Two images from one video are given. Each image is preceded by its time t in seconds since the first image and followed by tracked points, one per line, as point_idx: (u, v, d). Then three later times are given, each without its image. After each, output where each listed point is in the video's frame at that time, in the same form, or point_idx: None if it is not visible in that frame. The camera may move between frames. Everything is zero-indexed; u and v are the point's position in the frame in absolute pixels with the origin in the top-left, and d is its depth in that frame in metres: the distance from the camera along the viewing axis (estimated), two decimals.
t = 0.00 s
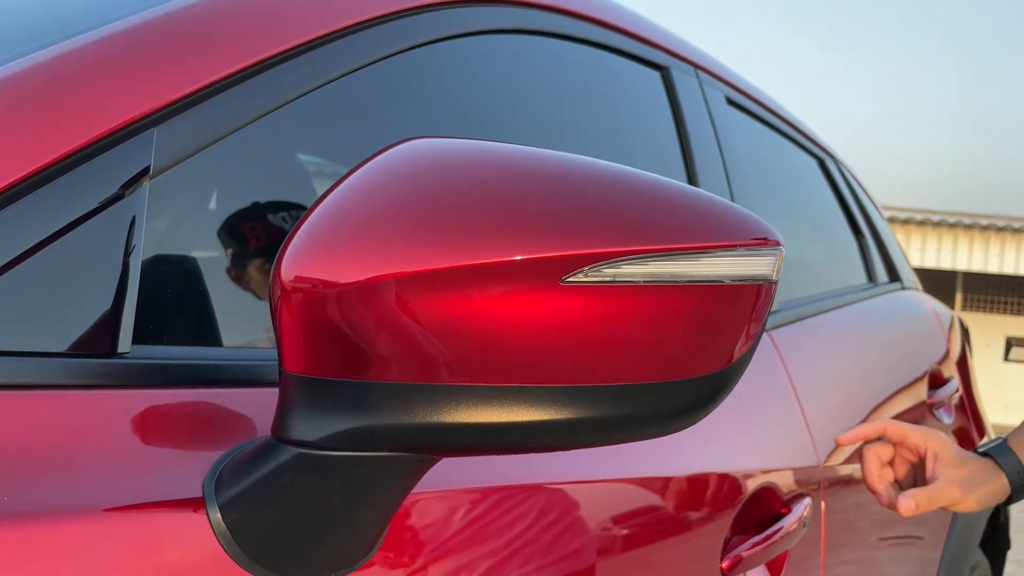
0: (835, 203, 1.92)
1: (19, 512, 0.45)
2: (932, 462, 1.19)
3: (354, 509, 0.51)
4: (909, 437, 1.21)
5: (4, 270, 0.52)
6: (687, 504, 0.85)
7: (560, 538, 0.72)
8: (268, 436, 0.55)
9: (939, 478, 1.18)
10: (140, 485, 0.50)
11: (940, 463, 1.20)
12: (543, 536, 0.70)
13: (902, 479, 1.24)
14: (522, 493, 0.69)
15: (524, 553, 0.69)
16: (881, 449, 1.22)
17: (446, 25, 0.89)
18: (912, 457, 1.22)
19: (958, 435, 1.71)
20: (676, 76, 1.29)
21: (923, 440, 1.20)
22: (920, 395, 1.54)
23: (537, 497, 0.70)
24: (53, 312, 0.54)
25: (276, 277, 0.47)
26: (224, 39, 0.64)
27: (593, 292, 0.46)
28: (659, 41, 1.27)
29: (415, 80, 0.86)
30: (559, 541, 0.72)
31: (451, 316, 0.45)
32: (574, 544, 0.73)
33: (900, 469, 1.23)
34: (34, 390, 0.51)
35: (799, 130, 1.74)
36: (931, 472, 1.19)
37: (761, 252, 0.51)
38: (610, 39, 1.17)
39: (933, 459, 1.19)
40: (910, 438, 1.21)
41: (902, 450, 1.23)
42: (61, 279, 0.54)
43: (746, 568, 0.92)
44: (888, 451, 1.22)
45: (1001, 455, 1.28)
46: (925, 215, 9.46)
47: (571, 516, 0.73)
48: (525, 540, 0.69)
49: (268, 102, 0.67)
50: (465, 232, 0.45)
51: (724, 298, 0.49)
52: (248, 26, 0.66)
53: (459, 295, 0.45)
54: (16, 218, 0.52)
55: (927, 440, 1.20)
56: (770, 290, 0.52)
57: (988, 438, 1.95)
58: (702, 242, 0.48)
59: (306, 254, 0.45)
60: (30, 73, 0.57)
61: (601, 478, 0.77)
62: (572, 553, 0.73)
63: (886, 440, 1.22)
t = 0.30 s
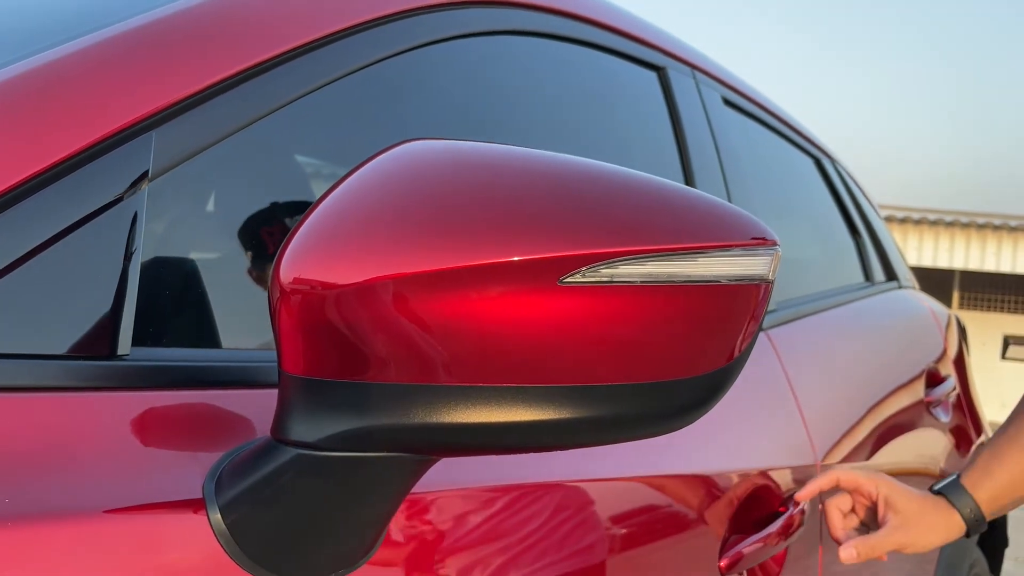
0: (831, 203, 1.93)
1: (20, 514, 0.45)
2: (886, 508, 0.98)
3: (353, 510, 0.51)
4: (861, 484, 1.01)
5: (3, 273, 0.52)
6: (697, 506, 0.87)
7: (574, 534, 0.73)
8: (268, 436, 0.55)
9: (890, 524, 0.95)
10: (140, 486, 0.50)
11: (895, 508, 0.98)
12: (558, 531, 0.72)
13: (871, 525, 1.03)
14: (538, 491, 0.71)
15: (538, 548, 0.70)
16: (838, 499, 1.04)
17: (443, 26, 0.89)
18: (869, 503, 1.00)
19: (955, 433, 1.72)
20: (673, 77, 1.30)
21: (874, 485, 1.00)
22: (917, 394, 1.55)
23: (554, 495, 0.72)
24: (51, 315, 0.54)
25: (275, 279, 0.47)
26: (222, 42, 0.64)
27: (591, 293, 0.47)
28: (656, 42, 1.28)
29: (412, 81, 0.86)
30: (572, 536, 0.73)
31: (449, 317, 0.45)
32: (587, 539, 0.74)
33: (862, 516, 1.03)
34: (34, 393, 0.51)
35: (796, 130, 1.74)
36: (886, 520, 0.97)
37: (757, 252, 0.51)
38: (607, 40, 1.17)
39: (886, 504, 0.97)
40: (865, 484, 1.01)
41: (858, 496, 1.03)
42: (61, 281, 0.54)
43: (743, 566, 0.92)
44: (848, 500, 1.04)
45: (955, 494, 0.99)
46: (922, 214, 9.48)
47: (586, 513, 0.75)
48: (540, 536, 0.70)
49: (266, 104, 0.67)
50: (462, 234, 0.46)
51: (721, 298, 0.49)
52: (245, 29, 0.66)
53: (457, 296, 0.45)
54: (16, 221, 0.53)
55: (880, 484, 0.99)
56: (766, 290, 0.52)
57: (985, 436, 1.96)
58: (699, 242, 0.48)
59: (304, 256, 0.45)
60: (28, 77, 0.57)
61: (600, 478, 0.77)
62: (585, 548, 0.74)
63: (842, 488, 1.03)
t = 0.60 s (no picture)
0: (827, 202, 1.93)
1: (19, 516, 0.46)
2: (891, 511, 1.00)
3: (349, 510, 0.52)
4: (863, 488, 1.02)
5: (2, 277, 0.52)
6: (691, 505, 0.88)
7: (570, 533, 0.74)
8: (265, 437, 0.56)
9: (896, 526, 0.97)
10: (137, 487, 0.50)
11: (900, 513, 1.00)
12: (554, 530, 0.73)
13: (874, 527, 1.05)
14: (537, 489, 0.72)
15: (535, 548, 0.71)
16: (840, 505, 1.05)
17: (438, 29, 0.90)
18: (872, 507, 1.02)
19: (950, 431, 1.73)
20: (667, 78, 1.30)
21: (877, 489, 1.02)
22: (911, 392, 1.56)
23: (554, 492, 0.73)
24: (50, 318, 0.54)
25: (270, 283, 0.48)
26: (218, 46, 0.65)
27: (583, 295, 0.47)
28: (650, 44, 1.28)
29: (407, 84, 0.87)
30: (568, 536, 0.73)
31: (443, 318, 0.46)
32: (584, 538, 0.75)
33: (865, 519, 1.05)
34: (32, 395, 0.51)
35: (790, 131, 1.75)
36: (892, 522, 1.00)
37: (746, 254, 0.51)
38: (601, 43, 1.18)
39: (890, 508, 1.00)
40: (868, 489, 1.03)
41: (860, 501, 1.04)
42: (60, 285, 0.55)
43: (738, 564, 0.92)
44: (850, 505, 1.05)
45: (959, 493, 1.01)
46: (919, 213, 9.50)
47: (582, 512, 0.75)
48: (537, 535, 0.71)
49: (261, 108, 0.68)
50: (457, 237, 0.46)
51: (712, 300, 0.50)
52: (241, 33, 0.67)
53: (450, 299, 0.46)
54: (14, 225, 0.53)
55: (882, 488, 1.01)
56: (756, 290, 0.53)
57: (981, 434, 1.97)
58: (688, 244, 0.49)
59: (300, 259, 0.46)
60: (25, 82, 0.58)
61: (596, 477, 0.78)
62: (582, 547, 0.74)
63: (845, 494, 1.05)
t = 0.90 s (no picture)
0: (820, 201, 1.94)
1: (11, 513, 0.46)
2: (881, 495, 1.06)
3: (337, 506, 0.53)
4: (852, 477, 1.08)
5: None
6: (679, 490, 0.89)
7: (558, 531, 0.74)
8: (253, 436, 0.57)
9: (888, 509, 1.03)
10: (128, 485, 0.51)
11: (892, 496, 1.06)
12: (542, 528, 0.73)
13: (862, 512, 1.12)
14: (524, 487, 0.73)
15: (522, 546, 0.71)
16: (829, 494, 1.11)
17: (429, 30, 0.90)
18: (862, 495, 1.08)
19: (943, 429, 1.74)
20: (658, 79, 1.31)
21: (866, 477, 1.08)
22: (904, 390, 1.57)
23: (539, 491, 0.74)
24: (41, 319, 0.55)
25: (257, 283, 0.48)
26: (209, 48, 0.65)
27: (565, 295, 0.48)
28: (641, 44, 1.29)
29: (400, 86, 0.87)
30: (556, 533, 0.74)
31: (428, 318, 0.46)
32: (573, 536, 0.75)
33: (855, 505, 1.11)
34: (23, 395, 0.52)
35: (783, 129, 1.76)
36: (884, 505, 1.06)
37: (728, 253, 0.52)
38: (593, 43, 1.19)
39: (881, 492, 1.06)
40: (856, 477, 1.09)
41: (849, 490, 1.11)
42: (50, 285, 0.55)
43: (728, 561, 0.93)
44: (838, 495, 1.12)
45: (949, 467, 1.06)
46: (915, 211, 9.52)
47: (571, 509, 0.76)
48: (524, 532, 0.72)
49: (253, 110, 0.68)
50: (442, 237, 0.47)
51: (694, 298, 0.51)
52: (231, 35, 0.67)
53: (435, 298, 0.46)
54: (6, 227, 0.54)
55: (870, 475, 1.08)
56: (737, 289, 0.53)
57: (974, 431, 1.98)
58: (670, 243, 0.50)
59: (287, 260, 0.47)
60: (17, 85, 0.58)
61: (586, 474, 0.78)
62: (570, 545, 0.75)
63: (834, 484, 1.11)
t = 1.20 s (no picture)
0: (811, 198, 1.95)
1: None
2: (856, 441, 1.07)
3: (315, 496, 0.53)
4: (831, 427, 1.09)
5: None
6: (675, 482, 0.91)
7: (541, 524, 0.75)
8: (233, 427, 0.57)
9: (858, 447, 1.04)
10: (111, 475, 0.52)
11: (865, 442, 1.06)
12: (526, 521, 0.73)
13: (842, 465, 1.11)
14: (509, 479, 0.73)
15: (507, 539, 0.72)
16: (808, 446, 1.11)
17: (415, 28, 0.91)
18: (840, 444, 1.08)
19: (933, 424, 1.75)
20: (647, 76, 1.31)
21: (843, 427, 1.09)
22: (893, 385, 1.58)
23: (523, 483, 0.74)
24: (25, 313, 0.56)
25: (236, 277, 0.49)
26: (191, 46, 0.66)
27: (538, 286, 0.49)
28: (630, 42, 1.30)
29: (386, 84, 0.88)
30: (540, 526, 0.75)
31: (403, 310, 0.47)
32: (555, 530, 0.76)
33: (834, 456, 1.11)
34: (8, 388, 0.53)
35: (773, 126, 1.76)
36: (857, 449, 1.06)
37: (699, 246, 0.53)
38: (582, 41, 1.19)
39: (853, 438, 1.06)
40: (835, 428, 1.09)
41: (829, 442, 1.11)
42: (35, 280, 0.56)
43: (711, 554, 0.93)
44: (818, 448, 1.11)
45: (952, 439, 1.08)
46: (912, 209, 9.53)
47: (553, 504, 0.77)
48: (508, 525, 0.72)
49: (236, 107, 0.69)
50: (415, 231, 0.48)
51: (665, 290, 0.51)
52: (214, 33, 0.68)
53: (410, 291, 0.47)
54: None
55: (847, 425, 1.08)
56: (707, 282, 0.54)
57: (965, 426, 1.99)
58: (641, 237, 0.51)
59: (264, 254, 0.47)
60: None
61: (570, 467, 0.79)
62: (552, 539, 0.76)
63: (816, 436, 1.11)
